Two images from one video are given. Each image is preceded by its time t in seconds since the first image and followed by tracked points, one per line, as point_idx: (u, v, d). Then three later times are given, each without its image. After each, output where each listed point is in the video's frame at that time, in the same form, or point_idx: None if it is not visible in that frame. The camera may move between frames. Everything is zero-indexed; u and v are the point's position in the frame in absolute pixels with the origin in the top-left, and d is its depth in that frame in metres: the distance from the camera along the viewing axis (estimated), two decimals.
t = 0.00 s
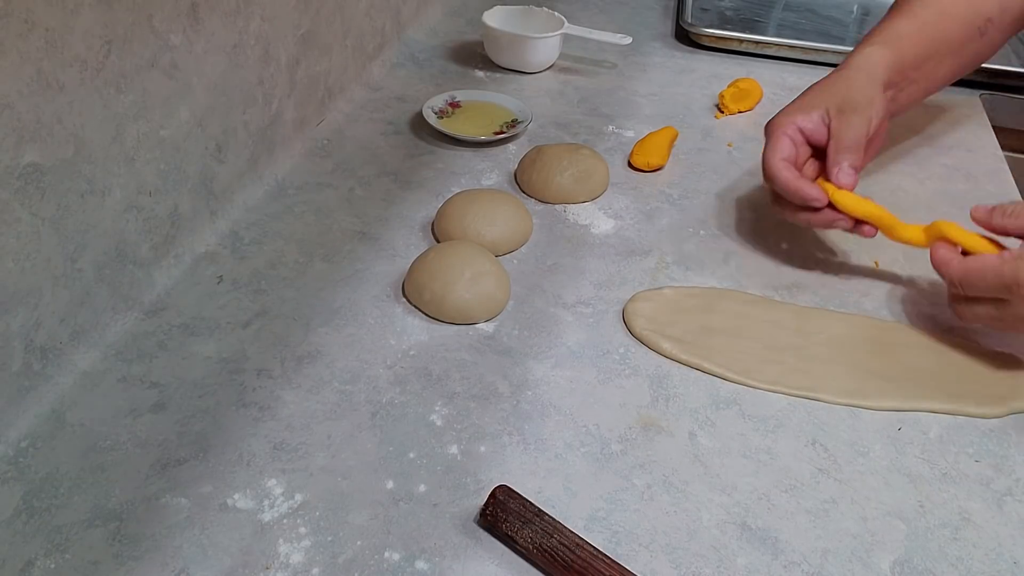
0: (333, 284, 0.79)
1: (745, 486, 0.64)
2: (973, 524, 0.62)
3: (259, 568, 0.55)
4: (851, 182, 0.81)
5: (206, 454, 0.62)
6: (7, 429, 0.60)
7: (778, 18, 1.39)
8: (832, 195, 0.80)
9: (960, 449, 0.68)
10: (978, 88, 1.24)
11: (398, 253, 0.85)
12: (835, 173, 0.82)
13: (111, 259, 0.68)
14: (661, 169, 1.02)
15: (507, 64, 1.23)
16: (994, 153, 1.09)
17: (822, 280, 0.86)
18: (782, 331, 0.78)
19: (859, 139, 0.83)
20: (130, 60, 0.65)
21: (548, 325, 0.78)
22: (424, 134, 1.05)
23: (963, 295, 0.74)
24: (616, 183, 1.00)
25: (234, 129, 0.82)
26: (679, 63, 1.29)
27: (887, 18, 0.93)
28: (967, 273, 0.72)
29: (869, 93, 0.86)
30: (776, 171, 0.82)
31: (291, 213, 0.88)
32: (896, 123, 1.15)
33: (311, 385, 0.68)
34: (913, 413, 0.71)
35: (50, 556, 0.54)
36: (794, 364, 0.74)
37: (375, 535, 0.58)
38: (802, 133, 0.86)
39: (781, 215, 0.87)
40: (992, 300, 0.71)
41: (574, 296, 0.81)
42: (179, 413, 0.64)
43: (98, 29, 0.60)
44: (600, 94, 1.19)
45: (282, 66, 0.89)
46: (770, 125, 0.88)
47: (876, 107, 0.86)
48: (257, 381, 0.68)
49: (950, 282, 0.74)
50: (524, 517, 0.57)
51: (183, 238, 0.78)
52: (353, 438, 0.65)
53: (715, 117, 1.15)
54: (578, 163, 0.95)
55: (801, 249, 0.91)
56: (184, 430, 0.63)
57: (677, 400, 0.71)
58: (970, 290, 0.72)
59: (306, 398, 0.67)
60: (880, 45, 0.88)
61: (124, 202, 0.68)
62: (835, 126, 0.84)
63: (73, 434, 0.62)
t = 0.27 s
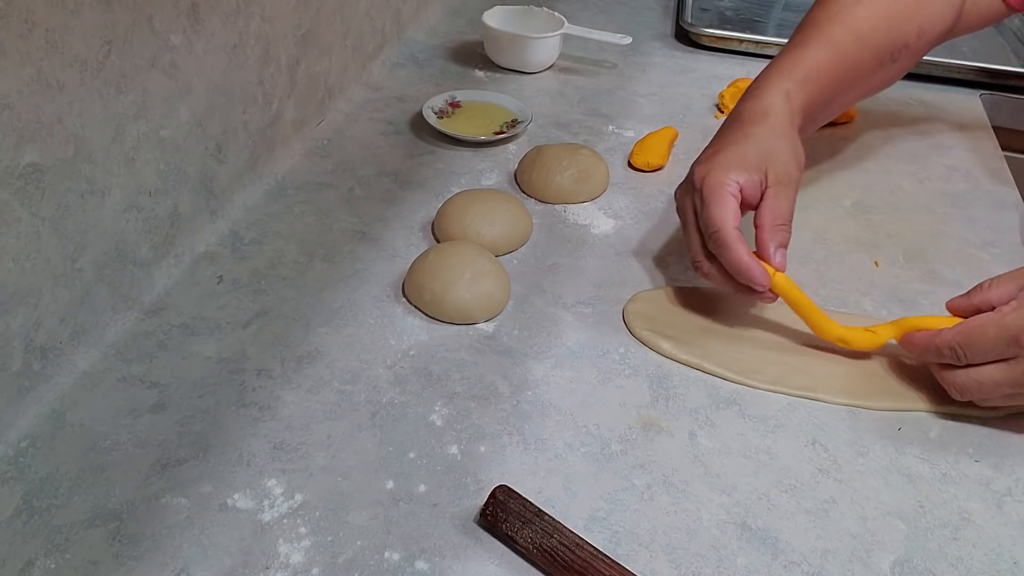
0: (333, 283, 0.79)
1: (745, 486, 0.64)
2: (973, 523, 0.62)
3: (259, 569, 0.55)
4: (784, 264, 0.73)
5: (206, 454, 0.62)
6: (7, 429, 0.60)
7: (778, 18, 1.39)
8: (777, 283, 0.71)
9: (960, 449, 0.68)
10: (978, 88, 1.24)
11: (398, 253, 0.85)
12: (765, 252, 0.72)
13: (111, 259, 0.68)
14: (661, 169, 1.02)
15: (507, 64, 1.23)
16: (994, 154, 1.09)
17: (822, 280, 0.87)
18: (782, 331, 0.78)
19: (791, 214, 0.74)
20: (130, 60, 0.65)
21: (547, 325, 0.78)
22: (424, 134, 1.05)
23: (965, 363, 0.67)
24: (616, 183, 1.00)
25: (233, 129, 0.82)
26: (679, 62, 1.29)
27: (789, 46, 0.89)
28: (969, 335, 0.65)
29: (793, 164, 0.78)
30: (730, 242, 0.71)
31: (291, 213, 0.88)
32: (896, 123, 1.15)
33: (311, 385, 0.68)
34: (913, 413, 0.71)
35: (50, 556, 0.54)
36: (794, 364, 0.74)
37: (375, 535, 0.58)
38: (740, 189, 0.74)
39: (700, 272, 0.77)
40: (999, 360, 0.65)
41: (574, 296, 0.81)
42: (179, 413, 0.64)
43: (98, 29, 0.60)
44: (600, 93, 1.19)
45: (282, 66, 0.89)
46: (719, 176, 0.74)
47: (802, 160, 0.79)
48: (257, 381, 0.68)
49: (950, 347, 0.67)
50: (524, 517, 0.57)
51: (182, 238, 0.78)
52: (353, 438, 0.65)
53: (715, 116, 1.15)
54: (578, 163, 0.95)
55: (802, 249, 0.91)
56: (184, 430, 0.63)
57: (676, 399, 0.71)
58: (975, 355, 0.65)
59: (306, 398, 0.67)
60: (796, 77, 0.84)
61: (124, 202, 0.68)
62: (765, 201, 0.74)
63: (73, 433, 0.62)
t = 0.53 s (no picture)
0: (333, 283, 0.79)
1: (745, 486, 0.64)
2: (973, 523, 0.62)
3: (259, 569, 0.55)
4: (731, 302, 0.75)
5: (206, 454, 0.62)
6: (7, 429, 0.60)
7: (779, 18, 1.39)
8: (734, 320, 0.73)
9: (960, 449, 0.68)
10: (978, 88, 1.24)
11: (398, 253, 0.85)
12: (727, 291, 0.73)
13: (111, 259, 0.68)
14: (661, 169, 1.02)
15: (507, 64, 1.23)
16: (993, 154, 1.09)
17: (822, 280, 0.86)
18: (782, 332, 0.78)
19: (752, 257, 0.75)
20: (130, 60, 0.65)
21: (547, 325, 0.78)
22: (424, 134, 1.05)
23: (952, 367, 0.66)
24: (615, 183, 1.00)
25: (233, 129, 0.82)
26: (679, 62, 1.29)
27: (761, 66, 0.86)
28: (951, 334, 0.65)
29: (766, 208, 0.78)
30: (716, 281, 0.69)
31: (291, 213, 0.88)
32: (896, 122, 1.15)
33: (311, 385, 0.68)
34: (913, 413, 0.71)
35: (50, 556, 0.54)
36: (794, 364, 0.74)
37: (375, 535, 0.58)
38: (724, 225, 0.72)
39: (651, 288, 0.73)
40: (983, 359, 0.63)
41: (574, 296, 0.81)
42: (179, 413, 0.64)
43: (98, 29, 0.60)
44: (600, 93, 1.19)
45: (282, 66, 0.89)
46: (717, 212, 0.71)
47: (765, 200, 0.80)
48: (257, 381, 0.68)
49: (935, 350, 0.66)
50: (524, 517, 0.57)
51: (182, 238, 0.78)
52: (353, 438, 0.65)
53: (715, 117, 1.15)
54: (578, 163, 0.95)
55: (802, 249, 0.91)
56: (184, 430, 0.63)
57: (676, 399, 0.71)
58: (960, 355, 0.64)
59: (306, 398, 0.67)
60: (771, 107, 0.83)
61: (124, 202, 0.68)
62: (740, 242, 0.73)
63: (73, 433, 0.62)
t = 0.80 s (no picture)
0: (333, 283, 0.79)
1: (746, 486, 0.64)
2: (973, 523, 0.62)
3: (259, 568, 0.55)
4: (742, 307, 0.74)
5: (206, 454, 0.62)
6: (7, 429, 0.60)
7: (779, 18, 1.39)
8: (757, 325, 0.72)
9: (960, 449, 0.68)
10: (978, 88, 1.24)
11: (397, 253, 0.85)
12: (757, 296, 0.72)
13: (111, 259, 0.68)
14: (661, 169, 1.02)
15: (507, 64, 1.23)
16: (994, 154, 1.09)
17: (822, 280, 0.86)
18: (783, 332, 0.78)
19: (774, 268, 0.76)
20: (130, 60, 0.65)
21: (548, 325, 0.78)
22: (424, 134, 1.05)
23: (952, 341, 0.66)
24: (615, 183, 1.00)
25: (233, 129, 0.82)
26: (679, 63, 1.29)
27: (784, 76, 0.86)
28: (950, 304, 0.66)
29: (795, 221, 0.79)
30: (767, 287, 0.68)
31: (291, 213, 0.88)
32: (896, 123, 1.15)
33: (311, 385, 0.68)
34: (913, 413, 0.71)
35: (50, 556, 0.54)
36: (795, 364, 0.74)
37: (375, 535, 0.58)
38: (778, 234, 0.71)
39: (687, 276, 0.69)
40: (984, 328, 0.64)
41: (575, 296, 0.81)
42: (179, 413, 0.64)
43: (98, 29, 0.60)
44: (600, 94, 1.19)
45: (282, 65, 0.89)
46: (774, 221, 0.70)
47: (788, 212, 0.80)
48: (257, 381, 0.68)
49: (934, 322, 0.66)
50: (524, 517, 0.57)
51: (182, 238, 0.78)
52: (353, 438, 0.65)
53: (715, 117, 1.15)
54: (578, 163, 0.95)
55: (802, 249, 0.91)
56: (184, 430, 0.63)
57: (676, 399, 0.71)
58: (958, 326, 0.65)
59: (306, 398, 0.67)
60: (797, 114, 0.84)
61: (124, 202, 0.68)
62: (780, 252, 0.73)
63: (73, 434, 0.62)
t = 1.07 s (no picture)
0: (333, 283, 0.79)
1: (745, 486, 0.64)
2: (973, 523, 0.62)
3: (259, 569, 0.55)
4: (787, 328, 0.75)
5: (206, 454, 0.62)
6: (7, 429, 0.60)
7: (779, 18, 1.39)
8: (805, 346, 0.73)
9: (960, 449, 0.68)
10: (978, 87, 1.24)
11: (397, 253, 0.85)
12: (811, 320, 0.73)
13: (111, 259, 0.68)
14: (661, 169, 1.02)
15: (507, 64, 1.23)
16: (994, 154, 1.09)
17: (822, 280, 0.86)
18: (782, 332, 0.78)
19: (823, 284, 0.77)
20: (130, 60, 0.65)
21: (548, 325, 0.78)
22: (424, 134, 1.05)
23: (936, 345, 0.66)
24: (616, 183, 1.00)
25: (233, 129, 0.82)
26: (679, 63, 1.29)
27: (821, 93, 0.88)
28: (938, 309, 0.66)
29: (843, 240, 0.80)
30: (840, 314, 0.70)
31: (291, 213, 0.88)
32: (896, 122, 1.15)
33: (311, 385, 0.68)
34: (913, 413, 0.71)
35: (50, 556, 0.54)
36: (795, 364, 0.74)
37: (375, 535, 0.58)
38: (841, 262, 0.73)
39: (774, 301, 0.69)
40: (969, 334, 0.64)
41: (575, 296, 0.81)
42: (179, 413, 0.64)
43: (98, 29, 0.61)
44: (600, 94, 1.19)
45: (282, 65, 0.89)
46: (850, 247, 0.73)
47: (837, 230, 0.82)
48: (257, 381, 0.68)
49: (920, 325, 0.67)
50: (524, 517, 0.57)
51: (182, 238, 0.78)
52: (353, 438, 0.65)
53: (715, 116, 1.15)
54: (578, 163, 0.95)
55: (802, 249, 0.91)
56: (184, 430, 0.63)
57: (676, 399, 0.71)
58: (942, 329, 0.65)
59: (306, 398, 0.67)
60: (843, 125, 0.86)
61: (124, 202, 0.68)
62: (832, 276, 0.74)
63: (73, 434, 0.62)
